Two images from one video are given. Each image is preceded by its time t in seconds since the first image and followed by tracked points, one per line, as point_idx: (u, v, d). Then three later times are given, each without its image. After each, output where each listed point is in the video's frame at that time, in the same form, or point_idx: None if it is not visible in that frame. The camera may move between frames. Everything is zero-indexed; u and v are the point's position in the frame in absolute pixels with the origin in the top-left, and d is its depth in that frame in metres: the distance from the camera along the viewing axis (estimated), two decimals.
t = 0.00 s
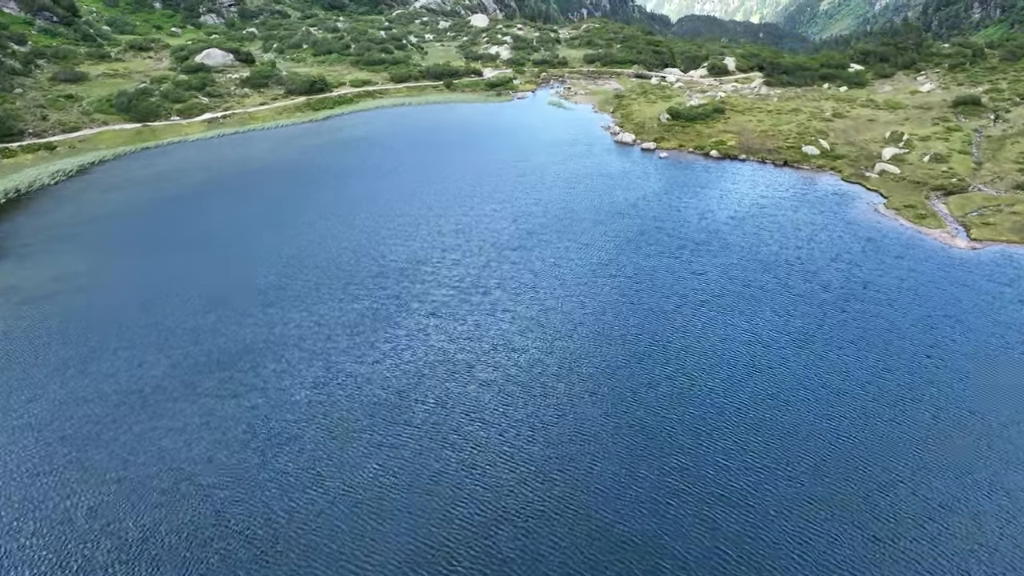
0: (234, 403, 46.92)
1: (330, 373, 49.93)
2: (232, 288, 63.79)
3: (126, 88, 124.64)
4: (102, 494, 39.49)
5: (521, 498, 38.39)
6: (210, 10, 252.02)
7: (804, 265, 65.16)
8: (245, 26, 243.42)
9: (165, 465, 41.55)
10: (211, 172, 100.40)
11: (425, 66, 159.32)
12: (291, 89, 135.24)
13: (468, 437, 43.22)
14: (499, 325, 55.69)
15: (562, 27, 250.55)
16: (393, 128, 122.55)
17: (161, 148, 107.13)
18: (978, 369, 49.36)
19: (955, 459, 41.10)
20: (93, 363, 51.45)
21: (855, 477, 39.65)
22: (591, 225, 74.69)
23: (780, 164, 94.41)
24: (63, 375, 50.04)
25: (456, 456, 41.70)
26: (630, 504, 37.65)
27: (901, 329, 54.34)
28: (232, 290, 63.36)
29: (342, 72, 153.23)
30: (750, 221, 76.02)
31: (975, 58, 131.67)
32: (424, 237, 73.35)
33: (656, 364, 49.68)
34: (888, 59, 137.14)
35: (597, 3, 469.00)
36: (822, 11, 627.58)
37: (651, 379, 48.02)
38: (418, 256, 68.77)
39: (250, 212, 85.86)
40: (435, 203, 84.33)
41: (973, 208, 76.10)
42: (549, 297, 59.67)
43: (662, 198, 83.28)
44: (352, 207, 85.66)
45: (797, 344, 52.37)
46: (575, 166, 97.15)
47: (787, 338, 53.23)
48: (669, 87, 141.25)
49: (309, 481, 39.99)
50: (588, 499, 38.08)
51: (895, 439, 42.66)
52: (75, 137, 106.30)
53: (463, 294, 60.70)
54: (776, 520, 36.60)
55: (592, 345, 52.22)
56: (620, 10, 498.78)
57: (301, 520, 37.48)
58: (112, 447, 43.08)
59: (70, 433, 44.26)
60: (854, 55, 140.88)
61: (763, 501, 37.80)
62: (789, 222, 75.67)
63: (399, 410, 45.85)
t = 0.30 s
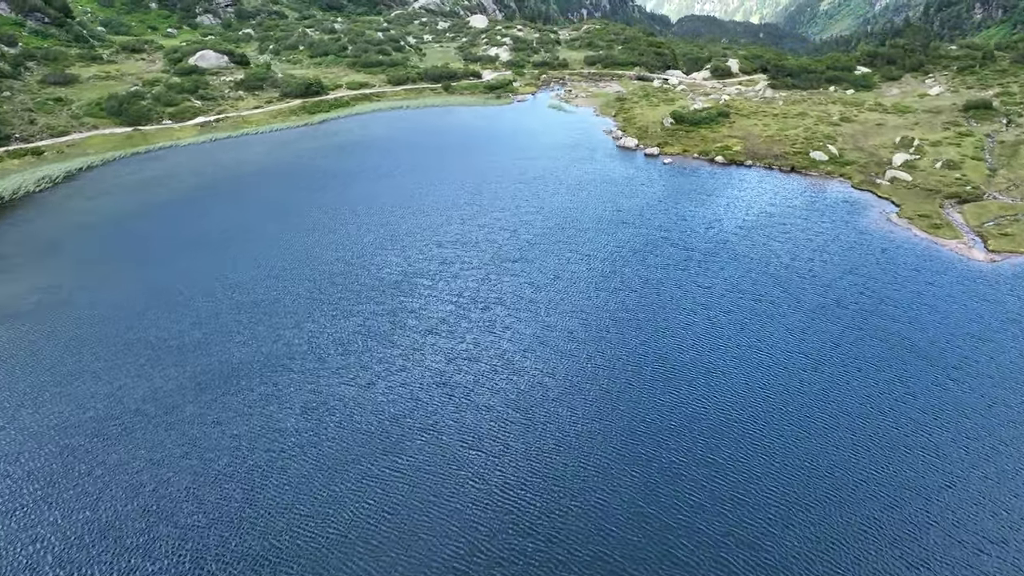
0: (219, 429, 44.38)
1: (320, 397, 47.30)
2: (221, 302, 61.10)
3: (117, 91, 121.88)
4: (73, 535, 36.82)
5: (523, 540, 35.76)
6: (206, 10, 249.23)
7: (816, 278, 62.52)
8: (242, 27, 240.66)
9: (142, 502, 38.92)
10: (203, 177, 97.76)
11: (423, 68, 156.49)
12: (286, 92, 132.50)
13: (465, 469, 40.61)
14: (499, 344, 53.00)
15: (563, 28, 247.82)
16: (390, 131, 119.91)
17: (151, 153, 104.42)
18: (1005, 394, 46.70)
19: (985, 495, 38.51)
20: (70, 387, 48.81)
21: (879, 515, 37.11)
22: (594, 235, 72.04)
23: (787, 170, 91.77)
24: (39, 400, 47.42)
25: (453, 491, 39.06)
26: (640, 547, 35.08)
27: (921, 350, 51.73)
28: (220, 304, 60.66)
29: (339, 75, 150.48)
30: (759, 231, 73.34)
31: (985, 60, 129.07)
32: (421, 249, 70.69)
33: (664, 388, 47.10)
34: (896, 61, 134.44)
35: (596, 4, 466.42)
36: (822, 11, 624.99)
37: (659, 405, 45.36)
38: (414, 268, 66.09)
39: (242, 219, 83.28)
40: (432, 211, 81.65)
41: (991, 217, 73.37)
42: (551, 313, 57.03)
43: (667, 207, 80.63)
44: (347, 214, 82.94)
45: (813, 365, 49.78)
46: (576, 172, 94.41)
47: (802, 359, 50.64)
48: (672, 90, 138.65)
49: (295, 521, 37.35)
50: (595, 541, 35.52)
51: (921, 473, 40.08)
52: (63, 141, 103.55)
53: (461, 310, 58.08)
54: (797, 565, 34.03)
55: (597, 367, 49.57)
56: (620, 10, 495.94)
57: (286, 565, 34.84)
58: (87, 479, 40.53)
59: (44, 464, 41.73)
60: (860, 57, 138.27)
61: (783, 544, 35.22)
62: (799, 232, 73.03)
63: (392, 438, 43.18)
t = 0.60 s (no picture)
0: (200, 461, 41.80)
1: (310, 424, 44.70)
2: (207, 316, 58.48)
3: (108, 94, 119.17)
4: None
5: None
6: (203, 11, 246.31)
7: (830, 293, 59.92)
8: (238, 28, 237.81)
9: (117, 541, 36.38)
10: (194, 183, 95.20)
11: (421, 70, 153.77)
12: (281, 95, 129.88)
13: (463, 505, 38.12)
14: (499, 365, 50.39)
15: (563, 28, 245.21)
16: (387, 135, 117.32)
17: (141, 158, 101.77)
18: None
19: None
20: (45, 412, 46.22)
21: (912, 557, 34.43)
22: (597, 247, 69.47)
23: (795, 177, 89.22)
24: (12, 427, 44.85)
25: (450, 531, 36.57)
26: None
27: (944, 371, 49.15)
28: (204, 319, 58.02)
29: (335, 77, 147.79)
30: (768, 241, 70.76)
31: (994, 62, 126.54)
32: (417, 260, 68.12)
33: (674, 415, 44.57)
34: (903, 64, 131.88)
35: (596, 4, 464.35)
36: (822, 11, 622.77)
37: (669, 435, 42.88)
38: (411, 282, 63.49)
39: (235, 226, 80.73)
40: (429, 220, 79.06)
41: (1008, 227, 70.78)
42: (553, 331, 54.44)
43: (671, 215, 78.12)
44: (341, 222, 80.39)
45: (830, 388, 47.32)
46: (578, 178, 91.76)
47: (818, 381, 48.12)
48: (674, 93, 136.13)
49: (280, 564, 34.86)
50: None
51: (951, 507, 37.57)
52: (51, 146, 100.86)
53: (459, 328, 55.47)
54: None
55: (602, 392, 47.03)
56: (620, 10, 493.04)
57: None
58: (57, 517, 37.91)
59: (14, 498, 39.20)
60: (867, 59, 135.74)
61: None
62: (810, 242, 70.46)
63: (385, 470, 40.65)
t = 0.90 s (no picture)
0: (180, 498, 39.24)
1: (299, 454, 42.25)
2: (193, 333, 55.88)
3: (98, 97, 116.53)
4: None
5: None
6: (199, 11, 243.91)
7: (844, 308, 57.40)
8: (235, 29, 235.03)
9: None
10: (185, 189, 92.57)
11: (419, 72, 151.13)
12: (276, 98, 127.23)
13: (461, 547, 35.69)
14: (499, 388, 47.85)
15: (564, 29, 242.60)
16: (384, 139, 114.64)
17: (131, 164, 99.10)
18: None
19: None
20: (19, 440, 43.75)
21: None
22: (600, 258, 67.00)
23: (803, 184, 86.72)
24: None
25: None
26: None
27: (968, 395, 46.66)
28: (190, 336, 55.43)
29: (332, 79, 145.13)
30: (778, 252, 68.26)
31: (1005, 65, 123.96)
32: (414, 273, 65.61)
33: (685, 445, 42.11)
34: (911, 66, 129.35)
35: (596, 4, 461.92)
36: (822, 11, 620.50)
37: (680, 467, 40.40)
38: (407, 296, 61.01)
39: (226, 235, 78.06)
40: (426, 229, 76.47)
41: None
42: (556, 350, 51.90)
43: (676, 224, 75.59)
44: (335, 230, 77.76)
45: (849, 414, 44.79)
46: (580, 185, 89.18)
47: (836, 406, 45.59)
48: (677, 96, 133.67)
49: None
50: None
51: (985, 547, 35.13)
52: (39, 151, 98.24)
53: (457, 347, 52.95)
54: None
55: (608, 418, 44.50)
56: (619, 10, 490.42)
57: None
58: (26, 560, 35.49)
59: None
60: (874, 61, 133.18)
61: None
62: (821, 253, 67.96)
63: (378, 507, 38.22)
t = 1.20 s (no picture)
0: (155, 541, 36.62)
1: (285, 490, 39.74)
2: (176, 353, 53.24)
3: (88, 101, 113.80)
4: None
5: None
6: (195, 11, 241.45)
7: (860, 324, 54.84)
8: (231, 30, 232.20)
9: None
10: (175, 196, 89.90)
11: (417, 74, 148.45)
12: (270, 101, 124.54)
13: None
14: (498, 414, 45.28)
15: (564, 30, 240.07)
16: (381, 143, 111.95)
17: (120, 170, 96.41)
18: None
19: None
20: None
21: None
22: (604, 270, 64.42)
23: (812, 191, 84.15)
24: None
25: None
26: None
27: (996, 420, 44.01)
28: (173, 356, 52.79)
29: (328, 82, 142.40)
30: (788, 263, 65.65)
31: (1015, 67, 121.40)
32: (410, 287, 62.99)
33: (696, 477, 39.50)
34: (919, 68, 126.78)
35: (595, 4, 459.53)
36: (822, 11, 618.60)
37: (692, 503, 37.78)
38: (402, 312, 58.42)
39: (216, 244, 75.35)
40: (422, 239, 73.81)
41: None
42: (558, 372, 49.26)
43: (681, 234, 72.98)
44: (328, 239, 75.09)
45: (870, 443, 42.16)
46: (582, 192, 86.57)
47: (856, 433, 42.98)
48: (680, 99, 131.16)
49: None
50: None
51: None
52: (25, 157, 95.58)
53: (454, 368, 50.33)
54: None
55: (614, 447, 41.93)
56: (619, 10, 487.67)
57: None
58: None
59: None
60: (880, 64, 130.62)
61: None
62: (834, 265, 65.34)
63: (368, 550, 35.72)
